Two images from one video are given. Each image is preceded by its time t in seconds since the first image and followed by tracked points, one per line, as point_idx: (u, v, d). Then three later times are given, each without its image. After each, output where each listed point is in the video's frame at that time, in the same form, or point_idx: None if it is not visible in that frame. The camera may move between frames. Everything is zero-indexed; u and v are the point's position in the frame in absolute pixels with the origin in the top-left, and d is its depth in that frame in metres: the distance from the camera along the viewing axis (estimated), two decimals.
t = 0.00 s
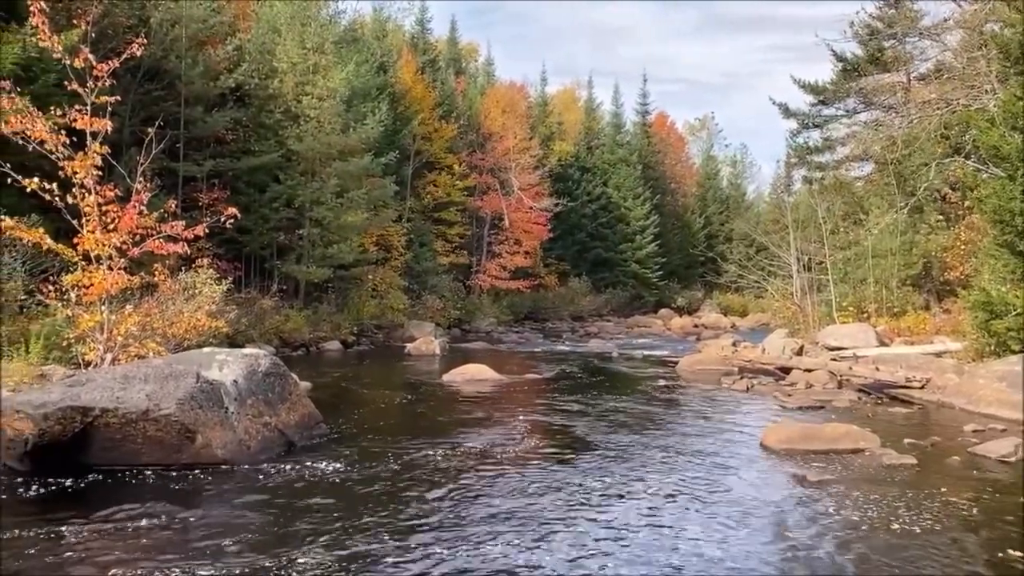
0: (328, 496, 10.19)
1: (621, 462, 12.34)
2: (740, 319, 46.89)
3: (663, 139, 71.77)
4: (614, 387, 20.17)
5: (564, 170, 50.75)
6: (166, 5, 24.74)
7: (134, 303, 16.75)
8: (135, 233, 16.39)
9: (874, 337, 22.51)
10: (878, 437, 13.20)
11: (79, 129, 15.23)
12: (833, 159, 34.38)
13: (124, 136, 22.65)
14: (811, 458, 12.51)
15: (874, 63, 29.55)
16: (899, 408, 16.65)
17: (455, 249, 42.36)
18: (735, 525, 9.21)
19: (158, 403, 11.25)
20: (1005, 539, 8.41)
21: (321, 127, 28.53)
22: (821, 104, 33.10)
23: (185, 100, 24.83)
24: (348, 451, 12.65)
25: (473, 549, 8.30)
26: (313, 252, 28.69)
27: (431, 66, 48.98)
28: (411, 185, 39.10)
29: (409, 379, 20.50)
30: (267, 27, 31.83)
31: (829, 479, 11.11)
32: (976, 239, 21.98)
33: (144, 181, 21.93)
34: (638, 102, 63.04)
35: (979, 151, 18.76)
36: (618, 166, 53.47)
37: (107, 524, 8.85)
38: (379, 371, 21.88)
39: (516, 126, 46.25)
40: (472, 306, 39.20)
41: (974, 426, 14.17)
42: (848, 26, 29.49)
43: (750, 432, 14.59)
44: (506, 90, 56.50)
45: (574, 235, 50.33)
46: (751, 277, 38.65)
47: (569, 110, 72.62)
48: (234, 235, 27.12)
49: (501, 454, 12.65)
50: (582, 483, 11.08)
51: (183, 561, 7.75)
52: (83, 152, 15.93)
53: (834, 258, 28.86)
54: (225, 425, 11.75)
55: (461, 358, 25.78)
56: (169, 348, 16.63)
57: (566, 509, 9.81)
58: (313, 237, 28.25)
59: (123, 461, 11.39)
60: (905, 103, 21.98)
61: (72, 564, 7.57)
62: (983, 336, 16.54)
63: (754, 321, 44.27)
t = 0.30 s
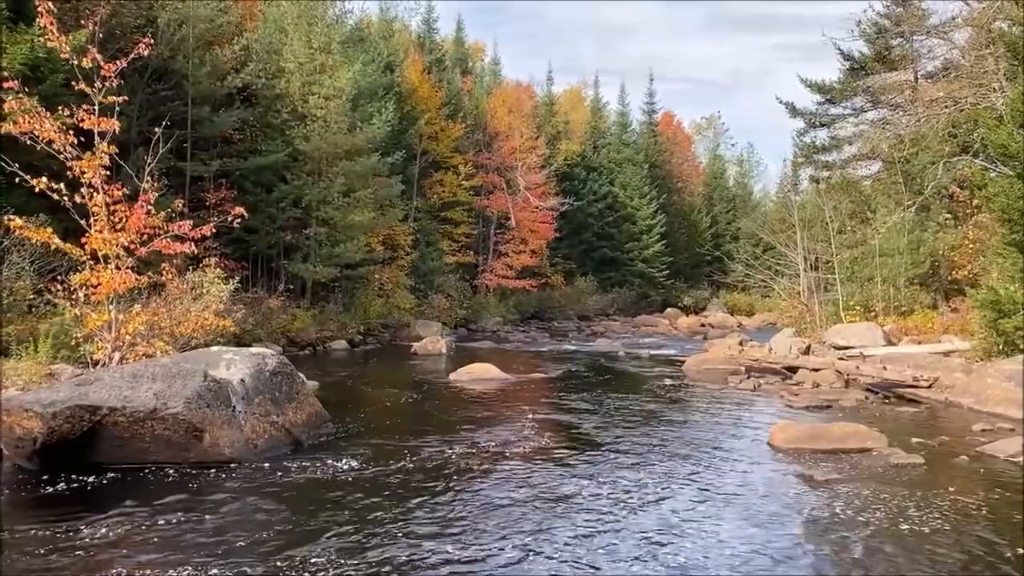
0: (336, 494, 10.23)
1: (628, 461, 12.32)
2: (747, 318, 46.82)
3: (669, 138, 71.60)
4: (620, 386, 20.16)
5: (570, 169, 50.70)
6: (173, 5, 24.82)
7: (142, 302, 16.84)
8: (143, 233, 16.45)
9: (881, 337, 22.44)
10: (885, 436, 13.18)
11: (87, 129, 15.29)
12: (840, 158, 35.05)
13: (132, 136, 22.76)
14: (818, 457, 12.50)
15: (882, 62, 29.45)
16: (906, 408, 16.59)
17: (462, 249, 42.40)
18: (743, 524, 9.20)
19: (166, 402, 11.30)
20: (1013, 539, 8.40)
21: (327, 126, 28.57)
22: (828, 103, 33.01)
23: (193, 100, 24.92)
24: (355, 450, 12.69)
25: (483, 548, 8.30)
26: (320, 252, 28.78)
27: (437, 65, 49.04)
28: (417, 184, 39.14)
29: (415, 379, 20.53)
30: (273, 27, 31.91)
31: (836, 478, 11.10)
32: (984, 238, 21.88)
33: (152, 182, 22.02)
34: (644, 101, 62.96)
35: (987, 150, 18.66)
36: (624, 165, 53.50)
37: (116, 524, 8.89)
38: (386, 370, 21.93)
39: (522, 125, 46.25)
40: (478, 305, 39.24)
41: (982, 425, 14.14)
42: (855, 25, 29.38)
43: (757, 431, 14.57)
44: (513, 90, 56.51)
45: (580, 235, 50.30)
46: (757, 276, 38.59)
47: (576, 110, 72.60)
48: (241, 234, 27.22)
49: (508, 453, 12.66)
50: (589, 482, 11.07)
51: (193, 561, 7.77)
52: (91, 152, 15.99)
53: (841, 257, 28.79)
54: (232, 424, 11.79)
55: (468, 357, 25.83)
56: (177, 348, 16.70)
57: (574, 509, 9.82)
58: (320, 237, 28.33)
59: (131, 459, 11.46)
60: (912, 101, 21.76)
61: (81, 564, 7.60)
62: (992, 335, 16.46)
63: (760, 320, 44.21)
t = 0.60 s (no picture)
0: (342, 493, 10.25)
1: (633, 461, 12.31)
2: (752, 317, 46.73)
3: (674, 137, 71.49)
4: (625, 386, 20.15)
5: (575, 168, 50.67)
6: (179, 5, 24.89)
7: (148, 302, 16.88)
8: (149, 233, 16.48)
9: (887, 336, 22.39)
10: (891, 436, 13.14)
11: (92, 129, 15.33)
12: (845, 157, 35.71)
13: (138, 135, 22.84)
14: (823, 456, 12.48)
15: (887, 61, 29.39)
16: (912, 407, 16.55)
17: (466, 248, 42.42)
18: (749, 524, 9.19)
19: (171, 401, 11.34)
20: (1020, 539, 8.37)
21: (332, 126, 28.58)
22: (833, 102, 32.93)
23: (198, 99, 24.99)
24: (360, 449, 12.70)
25: (490, 548, 8.29)
26: (325, 251, 28.83)
27: (441, 64, 49.12)
28: (422, 183, 39.16)
29: (420, 378, 20.55)
30: (278, 27, 31.98)
31: (842, 478, 11.09)
32: (990, 237, 21.80)
33: (158, 181, 22.08)
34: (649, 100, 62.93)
35: (993, 148, 18.59)
36: (629, 164, 53.48)
37: (121, 522, 8.89)
38: (391, 370, 21.94)
39: (526, 124, 46.26)
40: (483, 304, 39.24)
41: (988, 425, 14.10)
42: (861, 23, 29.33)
43: (762, 430, 14.55)
44: (518, 89, 56.54)
45: (585, 234, 50.25)
46: (762, 276, 38.54)
47: (581, 109, 72.60)
48: (247, 234, 27.29)
49: (513, 452, 12.65)
50: (594, 481, 11.06)
51: (198, 559, 7.80)
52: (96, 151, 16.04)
53: (846, 256, 28.73)
54: (238, 423, 11.80)
55: (472, 356, 25.85)
56: (183, 347, 16.74)
57: (580, 508, 9.81)
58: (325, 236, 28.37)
59: (137, 458, 11.50)
60: (917, 100, 21.66)
61: (89, 562, 7.64)
62: (998, 334, 16.39)
63: (766, 319, 44.12)
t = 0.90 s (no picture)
0: (346, 492, 10.26)
1: (636, 460, 12.31)
2: (756, 317, 46.67)
3: (677, 136, 71.42)
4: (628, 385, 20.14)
5: (578, 167, 50.62)
6: (182, 5, 24.94)
7: (152, 301, 16.92)
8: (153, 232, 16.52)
9: (890, 335, 22.34)
10: (894, 435, 13.12)
11: (96, 129, 15.35)
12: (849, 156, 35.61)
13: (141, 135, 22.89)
14: (827, 456, 12.47)
15: (891, 60, 29.30)
16: (916, 407, 16.51)
17: (470, 247, 42.45)
18: (753, 523, 9.19)
19: (175, 400, 11.37)
20: None
21: (336, 125, 28.56)
22: (837, 101, 32.86)
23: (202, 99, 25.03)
24: (363, 448, 12.71)
25: (496, 547, 8.29)
26: (329, 250, 28.87)
27: (444, 64, 49.14)
28: (426, 182, 39.16)
29: (424, 377, 20.56)
30: (282, 27, 32.02)
31: (845, 477, 11.08)
32: (994, 236, 21.74)
33: (162, 181, 22.12)
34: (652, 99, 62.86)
35: (997, 148, 18.53)
36: (632, 164, 53.45)
37: (126, 521, 8.92)
38: (394, 369, 21.95)
39: (529, 124, 46.24)
40: (486, 303, 39.25)
41: (992, 424, 14.06)
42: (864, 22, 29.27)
43: (765, 430, 14.54)
44: (521, 88, 56.53)
45: (589, 233, 50.17)
46: (765, 275, 38.50)
47: (584, 108, 72.54)
48: (250, 233, 27.33)
49: (516, 451, 12.66)
50: (597, 480, 11.07)
51: (203, 557, 7.82)
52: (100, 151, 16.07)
53: (850, 255, 28.68)
54: (241, 422, 11.80)
55: (475, 356, 25.87)
56: (187, 346, 16.77)
57: (583, 507, 9.82)
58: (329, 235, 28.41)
59: (141, 456, 11.54)
60: (920, 99, 21.63)
61: (94, 560, 7.67)
62: (1003, 334, 16.33)
63: (769, 319, 44.06)
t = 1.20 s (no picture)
0: (348, 492, 10.25)
1: (638, 459, 12.29)
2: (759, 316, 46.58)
3: (680, 135, 71.36)
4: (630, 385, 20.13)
5: (580, 167, 50.56)
6: (184, 4, 24.95)
7: (155, 300, 16.92)
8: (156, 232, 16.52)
9: (893, 335, 22.30)
10: (897, 435, 13.09)
11: (99, 128, 15.36)
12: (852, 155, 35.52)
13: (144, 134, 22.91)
14: (829, 455, 12.45)
15: (894, 58, 29.22)
16: (919, 406, 16.47)
17: (471, 246, 42.44)
18: (756, 523, 9.16)
19: (178, 399, 11.38)
20: None
21: (338, 124, 28.58)
22: (839, 100, 32.77)
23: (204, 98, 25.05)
24: (366, 447, 12.71)
25: (499, 547, 8.28)
26: (331, 250, 28.88)
27: (447, 63, 49.13)
28: (428, 181, 39.15)
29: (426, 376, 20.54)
30: (284, 26, 32.02)
31: (847, 477, 11.06)
32: (997, 235, 21.69)
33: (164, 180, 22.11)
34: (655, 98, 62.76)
35: (1000, 147, 18.48)
36: (635, 163, 53.42)
37: (129, 520, 8.93)
38: (396, 368, 21.94)
39: (531, 123, 46.22)
40: (488, 302, 39.24)
41: (994, 424, 14.02)
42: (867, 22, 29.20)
43: (767, 429, 14.51)
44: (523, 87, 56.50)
45: (591, 233, 50.09)
46: (768, 274, 38.43)
47: (587, 106, 72.48)
48: (252, 232, 27.33)
49: (518, 451, 12.63)
50: (599, 480, 11.05)
51: (206, 557, 7.81)
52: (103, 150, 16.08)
53: (853, 254, 28.65)
54: (244, 421, 11.81)
55: (477, 355, 25.86)
56: (189, 345, 16.78)
57: (586, 507, 9.80)
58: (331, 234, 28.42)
59: (144, 455, 11.56)
60: (923, 98, 21.58)
61: (97, 559, 7.66)
62: (1005, 333, 16.29)
63: (772, 318, 43.99)
